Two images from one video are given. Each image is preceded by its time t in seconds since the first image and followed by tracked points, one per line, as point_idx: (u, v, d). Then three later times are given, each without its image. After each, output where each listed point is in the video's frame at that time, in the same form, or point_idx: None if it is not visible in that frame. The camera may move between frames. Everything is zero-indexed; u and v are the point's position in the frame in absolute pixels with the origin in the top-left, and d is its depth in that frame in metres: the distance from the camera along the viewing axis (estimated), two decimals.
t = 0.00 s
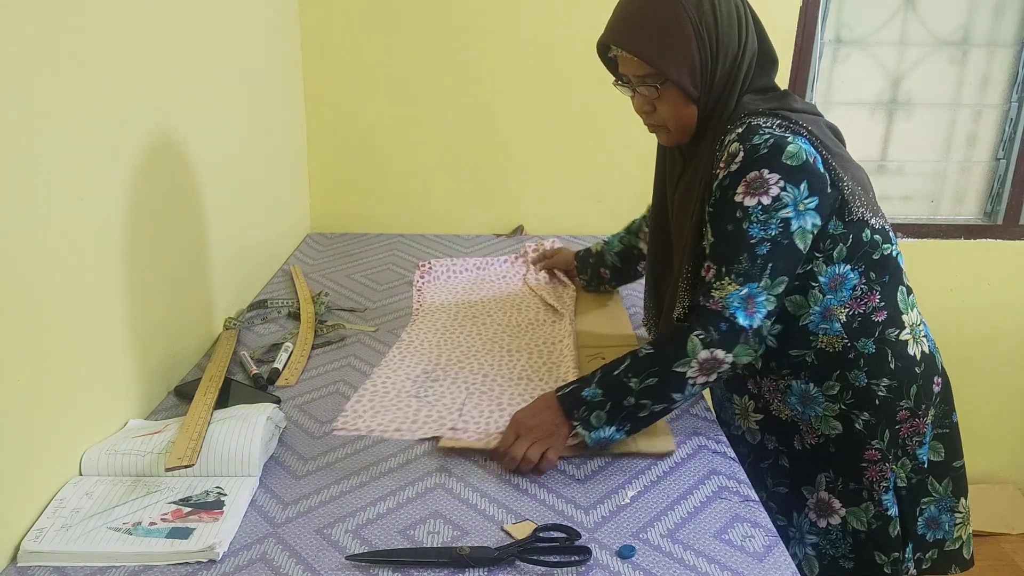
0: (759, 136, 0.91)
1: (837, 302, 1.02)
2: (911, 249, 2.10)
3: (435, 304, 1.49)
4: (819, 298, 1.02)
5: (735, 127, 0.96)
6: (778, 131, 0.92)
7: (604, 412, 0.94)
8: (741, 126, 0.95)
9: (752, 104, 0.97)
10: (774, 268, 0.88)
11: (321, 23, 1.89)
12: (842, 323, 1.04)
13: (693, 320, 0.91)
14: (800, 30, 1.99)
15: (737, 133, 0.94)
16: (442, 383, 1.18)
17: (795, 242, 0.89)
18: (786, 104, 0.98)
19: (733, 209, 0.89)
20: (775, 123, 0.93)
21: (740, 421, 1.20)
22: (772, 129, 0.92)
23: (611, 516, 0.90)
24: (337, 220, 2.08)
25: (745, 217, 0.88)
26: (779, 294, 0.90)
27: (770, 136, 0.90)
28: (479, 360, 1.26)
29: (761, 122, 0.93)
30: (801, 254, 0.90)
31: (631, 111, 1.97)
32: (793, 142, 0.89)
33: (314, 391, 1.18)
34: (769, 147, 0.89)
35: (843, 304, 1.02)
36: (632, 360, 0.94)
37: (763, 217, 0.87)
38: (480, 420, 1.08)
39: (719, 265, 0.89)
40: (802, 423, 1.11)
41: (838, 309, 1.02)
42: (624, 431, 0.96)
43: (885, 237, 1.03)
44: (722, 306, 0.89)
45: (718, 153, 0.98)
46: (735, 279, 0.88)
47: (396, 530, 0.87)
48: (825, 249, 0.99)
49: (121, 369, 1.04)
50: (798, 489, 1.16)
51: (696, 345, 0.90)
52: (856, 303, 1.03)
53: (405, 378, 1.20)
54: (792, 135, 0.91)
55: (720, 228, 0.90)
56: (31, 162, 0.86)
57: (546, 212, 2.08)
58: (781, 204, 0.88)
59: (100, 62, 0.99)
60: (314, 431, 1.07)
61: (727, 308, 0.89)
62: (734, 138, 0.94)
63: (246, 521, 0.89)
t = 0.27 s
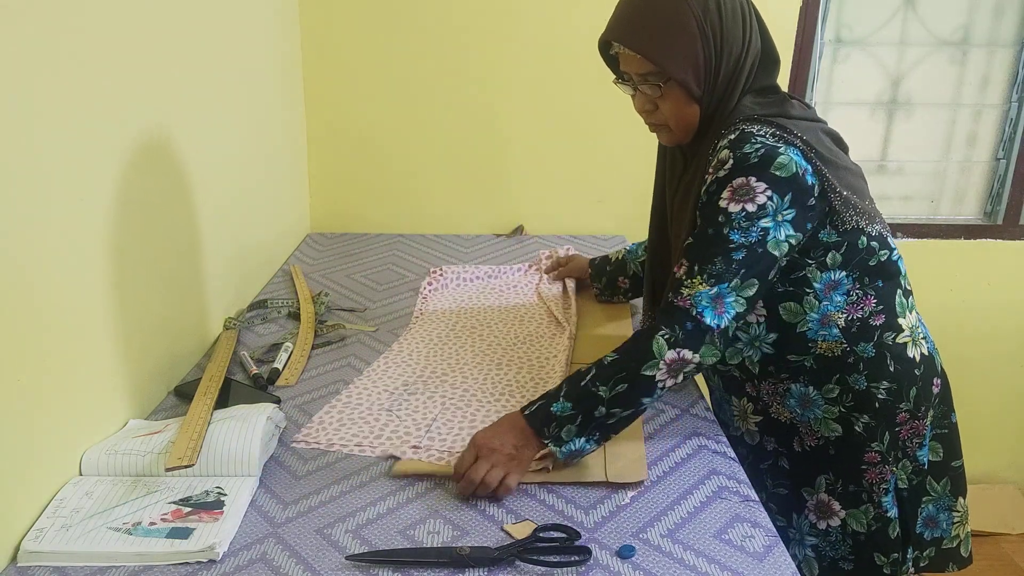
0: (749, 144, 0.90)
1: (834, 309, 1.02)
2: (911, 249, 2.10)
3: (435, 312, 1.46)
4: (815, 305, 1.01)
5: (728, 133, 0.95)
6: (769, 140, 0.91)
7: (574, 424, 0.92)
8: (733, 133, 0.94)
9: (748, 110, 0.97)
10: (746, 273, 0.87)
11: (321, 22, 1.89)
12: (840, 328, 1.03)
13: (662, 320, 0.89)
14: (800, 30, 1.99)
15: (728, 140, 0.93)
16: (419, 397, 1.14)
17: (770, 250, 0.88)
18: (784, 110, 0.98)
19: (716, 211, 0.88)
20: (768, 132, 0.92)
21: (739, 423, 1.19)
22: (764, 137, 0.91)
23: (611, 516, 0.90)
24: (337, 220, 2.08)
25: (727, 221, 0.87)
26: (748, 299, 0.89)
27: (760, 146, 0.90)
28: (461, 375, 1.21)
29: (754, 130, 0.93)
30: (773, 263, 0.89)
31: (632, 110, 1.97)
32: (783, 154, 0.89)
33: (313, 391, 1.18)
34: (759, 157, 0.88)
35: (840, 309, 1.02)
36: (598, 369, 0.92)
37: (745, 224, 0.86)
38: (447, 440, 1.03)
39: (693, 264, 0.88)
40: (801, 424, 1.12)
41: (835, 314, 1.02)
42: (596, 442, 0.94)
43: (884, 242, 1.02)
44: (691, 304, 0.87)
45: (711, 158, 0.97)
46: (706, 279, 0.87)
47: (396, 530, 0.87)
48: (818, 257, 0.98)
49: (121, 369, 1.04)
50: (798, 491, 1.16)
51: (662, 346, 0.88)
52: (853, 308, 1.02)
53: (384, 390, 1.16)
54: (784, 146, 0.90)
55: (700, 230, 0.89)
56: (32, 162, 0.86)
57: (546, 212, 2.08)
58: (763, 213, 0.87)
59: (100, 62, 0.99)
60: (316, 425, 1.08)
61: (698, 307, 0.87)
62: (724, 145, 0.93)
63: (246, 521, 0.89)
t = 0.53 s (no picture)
0: (764, 142, 0.91)
1: (836, 308, 1.02)
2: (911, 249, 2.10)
3: (435, 312, 1.46)
4: (819, 304, 1.01)
5: (738, 132, 0.96)
6: (783, 138, 0.91)
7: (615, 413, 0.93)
8: (746, 130, 0.95)
9: (757, 107, 0.97)
10: (788, 280, 0.88)
11: (321, 22, 1.89)
12: (841, 328, 1.03)
13: (709, 334, 0.90)
14: (800, 30, 1.99)
15: (741, 139, 0.94)
16: (419, 397, 1.14)
17: (805, 251, 0.89)
18: (792, 106, 0.98)
19: (742, 220, 0.88)
20: (780, 128, 0.93)
21: (737, 424, 1.19)
22: (778, 134, 0.92)
23: (611, 517, 0.90)
24: (337, 220, 2.08)
25: (756, 228, 0.87)
26: (791, 303, 0.90)
27: (775, 143, 0.90)
28: (460, 375, 1.21)
29: (767, 127, 0.93)
30: (811, 261, 0.90)
31: (632, 110, 1.97)
32: (797, 149, 0.89)
33: (314, 391, 1.18)
34: (774, 155, 0.89)
35: (842, 309, 1.02)
36: (648, 363, 0.92)
37: (774, 228, 0.87)
38: (447, 440, 1.03)
39: (731, 277, 0.88)
40: (800, 425, 1.12)
41: (836, 314, 1.02)
42: (630, 434, 0.95)
43: (889, 244, 1.02)
44: (739, 320, 0.88)
45: (722, 157, 0.97)
46: (750, 291, 0.87)
47: (396, 530, 0.87)
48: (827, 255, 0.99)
49: (121, 369, 1.04)
50: (795, 492, 1.16)
51: (715, 357, 0.88)
52: (856, 308, 1.02)
53: (384, 390, 1.16)
54: (797, 142, 0.91)
55: (728, 241, 0.89)
56: (31, 162, 0.86)
57: (546, 212, 2.08)
58: (791, 214, 0.88)
59: (100, 62, 0.99)
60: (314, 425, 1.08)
61: (745, 321, 0.88)
62: (737, 143, 0.94)
63: (246, 521, 0.89)
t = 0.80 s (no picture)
0: (773, 138, 0.90)
1: (839, 306, 1.02)
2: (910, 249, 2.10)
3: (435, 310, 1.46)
4: (821, 303, 1.01)
5: (747, 127, 0.95)
6: (792, 134, 0.91)
7: (622, 407, 0.93)
8: (755, 126, 0.94)
9: (765, 103, 0.98)
10: (798, 277, 0.88)
11: (321, 23, 1.89)
12: (843, 328, 1.03)
13: (721, 330, 0.90)
14: (800, 30, 1.99)
15: (750, 134, 0.93)
16: (422, 397, 1.14)
17: (814, 248, 0.89)
18: (802, 103, 0.99)
19: (751, 215, 0.88)
20: (790, 124, 0.92)
21: (736, 421, 1.20)
22: (787, 130, 0.91)
23: (611, 517, 0.90)
24: (337, 220, 2.08)
25: (765, 225, 0.87)
26: (800, 301, 0.90)
27: (784, 139, 0.89)
28: (461, 373, 1.21)
29: (776, 123, 0.92)
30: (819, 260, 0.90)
31: (632, 111, 1.97)
32: (806, 146, 0.89)
33: (314, 391, 1.18)
34: (783, 151, 0.88)
35: (844, 308, 1.02)
36: (658, 357, 0.93)
37: (782, 225, 0.87)
38: (449, 437, 1.03)
39: (740, 275, 0.88)
40: (799, 424, 1.12)
41: (839, 313, 1.02)
42: (637, 429, 0.95)
43: (891, 244, 1.02)
44: (748, 318, 0.89)
45: (730, 152, 0.97)
46: (758, 289, 0.88)
47: (396, 530, 0.87)
48: (831, 253, 0.99)
49: (121, 370, 1.04)
50: (794, 491, 1.16)
51: (726, 354, 0.89)
52: (857, 307, 1.02)
53: (386, 388, 1.16)
54: (806, 138, 0.90)
55: (737, 238, 0.89)
56: (32, 162, 0.86)
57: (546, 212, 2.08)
58: (801, 210, 0.87)
59: (100, 63, 0.99)
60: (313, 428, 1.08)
61: (754, 320, 0.89)
62: (746, 139, 0.93)
63: (246, 521, 0.89)
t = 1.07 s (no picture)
0: (779, 136, 0.91)
1: (843, 305, 1.02)
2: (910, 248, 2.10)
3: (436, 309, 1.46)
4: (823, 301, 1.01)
5: (751, 126, 0.96)
6: (797, 132, 0.91)
7: (661, 415, 0.94)
8: (759, 124, 0.94)
9: (768, 102, 0.98)
10: (820, 273, 0.89)
11: (321, 22, 1.89)
12: (845, 326, 1.04)
13: (751, 334, 0.90)
14: (800, 31, 1.99)
15: (756, 133, 0.93)
16: (430, 398, 1.14)
17: (829, 243, 0.90)
18: (804, 101, 0.99)
19: (766, 216, 0.88)
20: (794, 122, 0.93)
21: (735, 421, 1.19)
22: (792, 129, 0.92)
23: (611, 517, 0.90)
24: (336, 220, 2.08)
25: (782, 225, 0.87)
26: (825, 297, 0.91)
27: (791, 137, 0.90)
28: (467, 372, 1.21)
29: (781, 121, 0.93)
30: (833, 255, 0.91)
31: (632, 110, 1.97)
32: (813, 143, 0.90)
33: (314, 392, 1.18)
34: (791, 148, 0.89)
35: (847, 307, 1.02)
36: (693, 364, 0.94)
37: (798, 224, 0.87)
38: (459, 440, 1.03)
39: (765, 278, 0.88)
40: (799, 424, 1.12)
41: (842, 312, 1.02)
42: (677, 434, 0.96)
43: (891, 241, 1.02)
44: (779, 320, 0.88)
45: (735, 152, 0.97)
46: (786, 291, 0.88)
47: (396, 530, 0.87)
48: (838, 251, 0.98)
49: (121, 369, 1.04)
50: (795, 490, 1.16)
51: (762, 358, 0.89)
52: (858, 306, 1.02)
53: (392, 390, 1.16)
54: (812, 136, 0.91)
55: (753, 239, 0.89)
56: (32, 162, 0.86)
57: (545, 212, 2.08)
58: (815, 207, 0.87)
59: (100, 62, 0.99)
60: (314, 431, 1.07)
61: (786, 321, 0.88)
62: (752, 138, 0.93)
63: (246, 521, 0.89)
